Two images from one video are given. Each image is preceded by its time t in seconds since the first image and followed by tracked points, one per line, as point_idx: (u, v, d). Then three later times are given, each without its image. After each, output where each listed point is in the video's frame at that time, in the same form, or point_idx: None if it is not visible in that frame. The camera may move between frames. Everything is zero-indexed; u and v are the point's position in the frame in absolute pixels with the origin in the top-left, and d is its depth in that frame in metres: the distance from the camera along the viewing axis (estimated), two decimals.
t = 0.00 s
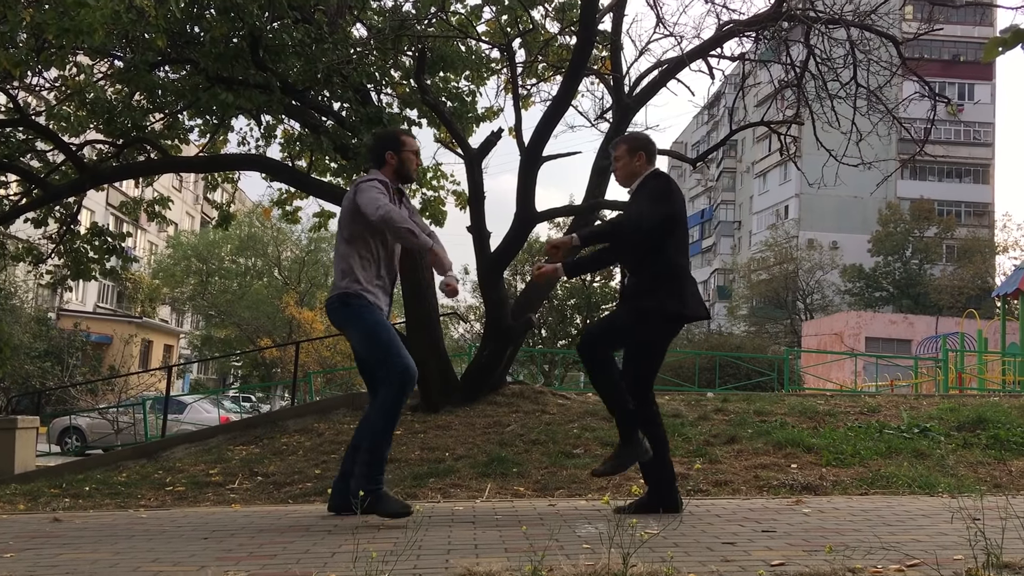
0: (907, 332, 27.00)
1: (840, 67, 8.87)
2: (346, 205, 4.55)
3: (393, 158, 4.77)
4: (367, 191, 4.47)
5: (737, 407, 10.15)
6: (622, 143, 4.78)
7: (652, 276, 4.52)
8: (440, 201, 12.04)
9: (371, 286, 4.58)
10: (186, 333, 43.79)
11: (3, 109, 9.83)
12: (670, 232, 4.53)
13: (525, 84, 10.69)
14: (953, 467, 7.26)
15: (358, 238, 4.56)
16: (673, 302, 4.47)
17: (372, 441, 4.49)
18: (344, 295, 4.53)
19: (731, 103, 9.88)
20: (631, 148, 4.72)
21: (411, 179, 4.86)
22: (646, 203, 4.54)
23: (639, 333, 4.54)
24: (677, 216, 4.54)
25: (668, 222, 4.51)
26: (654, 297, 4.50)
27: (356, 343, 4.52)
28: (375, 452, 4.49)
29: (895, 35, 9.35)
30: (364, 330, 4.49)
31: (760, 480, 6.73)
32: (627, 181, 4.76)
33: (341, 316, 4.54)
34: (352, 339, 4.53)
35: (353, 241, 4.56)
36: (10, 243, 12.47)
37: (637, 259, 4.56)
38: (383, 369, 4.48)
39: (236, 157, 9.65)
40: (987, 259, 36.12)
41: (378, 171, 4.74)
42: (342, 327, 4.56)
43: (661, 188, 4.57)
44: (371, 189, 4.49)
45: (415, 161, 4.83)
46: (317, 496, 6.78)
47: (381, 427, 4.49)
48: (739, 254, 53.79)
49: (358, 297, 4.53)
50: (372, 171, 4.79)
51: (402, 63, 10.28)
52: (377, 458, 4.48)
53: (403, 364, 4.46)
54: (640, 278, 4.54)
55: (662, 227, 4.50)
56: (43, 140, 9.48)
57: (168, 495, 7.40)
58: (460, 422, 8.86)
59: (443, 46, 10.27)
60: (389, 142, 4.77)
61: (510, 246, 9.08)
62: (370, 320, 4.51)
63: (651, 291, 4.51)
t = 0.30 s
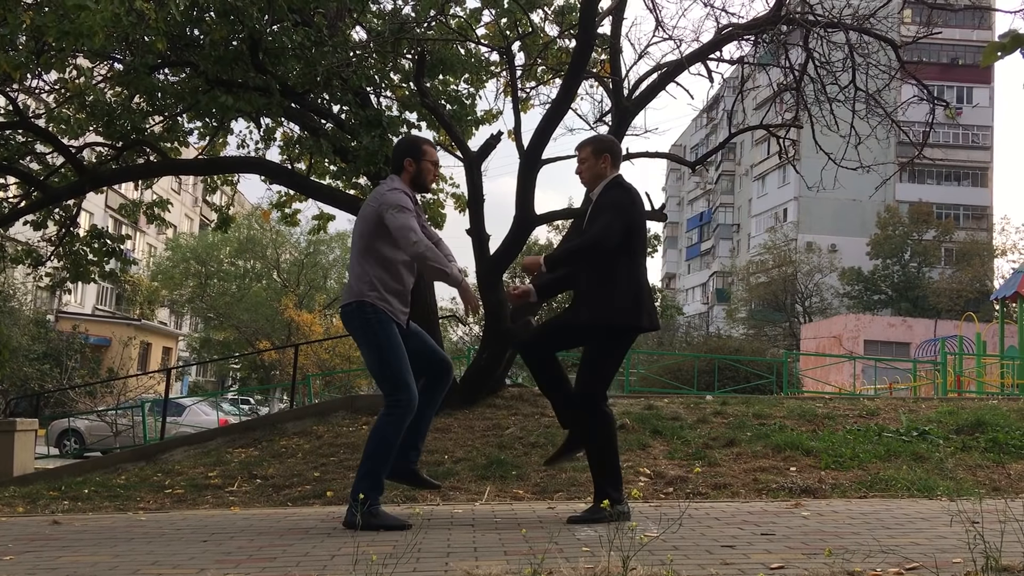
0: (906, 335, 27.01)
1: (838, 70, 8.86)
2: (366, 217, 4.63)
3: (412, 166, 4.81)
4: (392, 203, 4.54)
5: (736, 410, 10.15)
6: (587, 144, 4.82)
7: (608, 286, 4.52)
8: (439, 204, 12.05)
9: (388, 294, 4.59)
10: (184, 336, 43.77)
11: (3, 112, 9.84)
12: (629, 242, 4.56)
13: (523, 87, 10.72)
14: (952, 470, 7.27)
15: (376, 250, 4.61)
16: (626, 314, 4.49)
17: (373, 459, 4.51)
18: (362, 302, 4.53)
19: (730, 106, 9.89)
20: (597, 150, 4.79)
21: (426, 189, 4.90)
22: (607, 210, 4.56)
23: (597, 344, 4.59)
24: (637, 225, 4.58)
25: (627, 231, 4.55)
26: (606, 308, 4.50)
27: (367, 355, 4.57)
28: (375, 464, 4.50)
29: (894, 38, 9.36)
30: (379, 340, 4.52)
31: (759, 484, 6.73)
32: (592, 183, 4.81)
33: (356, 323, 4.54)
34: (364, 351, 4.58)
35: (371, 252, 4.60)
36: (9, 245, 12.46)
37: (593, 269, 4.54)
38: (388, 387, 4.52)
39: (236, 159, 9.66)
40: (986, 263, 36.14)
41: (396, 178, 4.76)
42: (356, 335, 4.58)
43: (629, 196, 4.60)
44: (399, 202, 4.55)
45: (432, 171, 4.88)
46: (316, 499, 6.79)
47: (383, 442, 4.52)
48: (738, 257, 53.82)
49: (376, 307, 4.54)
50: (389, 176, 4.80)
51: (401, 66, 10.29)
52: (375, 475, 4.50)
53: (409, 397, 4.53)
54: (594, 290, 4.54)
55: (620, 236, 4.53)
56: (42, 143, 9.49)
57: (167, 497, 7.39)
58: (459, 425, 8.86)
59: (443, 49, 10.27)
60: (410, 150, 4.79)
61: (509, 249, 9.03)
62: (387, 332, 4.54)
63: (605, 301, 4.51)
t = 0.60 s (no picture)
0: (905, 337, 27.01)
1: (837, 72, 8.89)
2: (361, 215, 4.68)
3: (415, 173, 4.83)
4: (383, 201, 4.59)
5: (735, 411, 10.16)
6: (554, 157, 4.88)
7: (578, 287, 4.70)
8: (439, 205, 12.05)
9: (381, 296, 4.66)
10: (183, 337, 43.76)
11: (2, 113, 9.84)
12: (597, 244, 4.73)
13: (523, 88, 10.73)
14: (951, 472, 7.28)
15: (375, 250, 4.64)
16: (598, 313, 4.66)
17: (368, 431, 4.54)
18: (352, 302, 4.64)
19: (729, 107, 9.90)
20: (563, 163, 4.85)
21: (429, 198, 4.90)
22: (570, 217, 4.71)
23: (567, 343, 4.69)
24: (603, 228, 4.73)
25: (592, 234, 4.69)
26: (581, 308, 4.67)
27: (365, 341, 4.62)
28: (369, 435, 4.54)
29: (893, 40, 9.37)
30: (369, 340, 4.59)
31: (757, 485, 6.73)
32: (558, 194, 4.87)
33: (350, 319, 4.64)
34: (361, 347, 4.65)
35: (365, 250, 4.65)
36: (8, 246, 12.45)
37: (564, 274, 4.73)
38: (388, 359, 4.53)
39: (235, 160, 9.67)
40: (984, 264, 36.16)
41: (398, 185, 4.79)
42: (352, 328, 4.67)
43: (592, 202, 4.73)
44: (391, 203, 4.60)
45: (435, 181, 4.87)
46: (316, 500, 6.79)
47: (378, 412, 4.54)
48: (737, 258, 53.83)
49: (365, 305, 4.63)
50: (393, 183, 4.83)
51: (400, 67, 10.28)
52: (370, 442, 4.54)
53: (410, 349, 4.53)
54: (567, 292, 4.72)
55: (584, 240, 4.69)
56: (41, 144, 9.49)
57: (166, 498, 7.39)
58: (458, 426, 8.87)
59: (442, 51, 10.28)
60: (414, 158, 4.82)
61: (509, 251, 9.11)
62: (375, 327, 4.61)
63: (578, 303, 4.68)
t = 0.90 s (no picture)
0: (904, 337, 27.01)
1: (836, 72, 8.90)
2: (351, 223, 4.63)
3: (401, 180, 4.84)
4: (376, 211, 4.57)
5: (734, 411, 10.15)
6: (547, 155, 4.81)
7: (567, 283, 4.59)
8: (438, 205, 12.05)
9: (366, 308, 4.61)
10: (182, 336, 43.76)
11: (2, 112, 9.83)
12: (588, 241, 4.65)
13: (523, 88, 10.73)
14: (950, 472, 7.28)
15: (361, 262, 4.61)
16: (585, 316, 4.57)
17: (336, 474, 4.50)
18: (338, 314, 4.54)
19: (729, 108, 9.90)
20: (557, 160, 4.79)
21: (413, 204, 4.93)
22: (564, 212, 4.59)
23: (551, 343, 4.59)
24: (596, 226, 4.66)
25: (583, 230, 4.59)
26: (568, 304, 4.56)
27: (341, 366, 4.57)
28: (336, 484, 4.50)
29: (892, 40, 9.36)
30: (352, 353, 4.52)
31: (757, 485, 6.73)
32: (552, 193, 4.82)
33: (331, 334, 4.55)
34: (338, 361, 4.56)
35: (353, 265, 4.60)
36: (7, 245, 12.44)
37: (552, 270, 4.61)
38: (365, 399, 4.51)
39: (235, 160, 9.66)
40: (983, 264, 36.16)
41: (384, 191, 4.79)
42: (328, 341, 4.59)
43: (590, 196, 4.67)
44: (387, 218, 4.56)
45: (420, 187, 4.91)
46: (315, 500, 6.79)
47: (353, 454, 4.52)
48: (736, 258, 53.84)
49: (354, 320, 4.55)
50: (379, 189, 4.83)
51: (400, 67, 10.27)
52: (337, 488, 4.49)
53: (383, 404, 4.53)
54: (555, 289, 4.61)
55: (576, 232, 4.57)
56: (41, 143, 9.48)
57: (165, 498, 7.39)
58: (458, 425, 8.87)
59: (442, 50, 10.28)
60: (398, 163, 4.83)
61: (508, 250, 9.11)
62: (364, 348, 4.54)
63: (566, 299, 4.57)
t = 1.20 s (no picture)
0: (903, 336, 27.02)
1: (836, 72, 8.89)
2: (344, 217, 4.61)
3: (394, 176, 4.83)
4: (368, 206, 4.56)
5: (734, 411, 10.14)
6: (532, 155, 4.80)
7: (557, 284, 4.56)
8: (438, 205, 12.04)
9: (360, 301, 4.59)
10: (182, 335, 43.76)
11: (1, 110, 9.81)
12: (579, 239, 4.59)
13: (523, 88, 10.73)
14: (949, 471, 7.29)
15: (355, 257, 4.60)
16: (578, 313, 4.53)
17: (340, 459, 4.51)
18: (332, 308, 4.54)
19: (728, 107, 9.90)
20: (542, 159, 4.77)
21: (407, 201, 4.92)
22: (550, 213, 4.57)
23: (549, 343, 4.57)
24: (586, 225, 4.61)
25: (570, 230, 4.54)
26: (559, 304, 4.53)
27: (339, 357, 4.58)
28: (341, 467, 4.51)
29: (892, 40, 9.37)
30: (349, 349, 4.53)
31: (756, 484, 6.73)
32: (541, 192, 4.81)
33: (326, 328, 4.56)
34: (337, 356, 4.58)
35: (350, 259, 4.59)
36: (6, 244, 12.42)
37: (541, 272, 4.59)
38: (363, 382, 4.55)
39: (234, 159, 9.66)
40: (983, 264, 36.17)
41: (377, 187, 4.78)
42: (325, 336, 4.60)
43: (577, 195, 4.62)
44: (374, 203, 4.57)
45: (413, 183, 4.88)
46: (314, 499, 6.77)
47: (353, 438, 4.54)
48: (736, 258, 53.83)
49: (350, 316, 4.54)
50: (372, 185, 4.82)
51: (399, 66, 10.26)
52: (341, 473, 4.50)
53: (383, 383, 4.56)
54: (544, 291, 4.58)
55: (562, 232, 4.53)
56: (40, 141, 9.46)
57: (164, 496, 7.39)
58: (457, 425, 8.86)
59: (442, 49, 10.29)
60: (392, 160, 4.81)
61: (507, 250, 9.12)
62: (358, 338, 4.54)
63: (556, 299, 4.53)
